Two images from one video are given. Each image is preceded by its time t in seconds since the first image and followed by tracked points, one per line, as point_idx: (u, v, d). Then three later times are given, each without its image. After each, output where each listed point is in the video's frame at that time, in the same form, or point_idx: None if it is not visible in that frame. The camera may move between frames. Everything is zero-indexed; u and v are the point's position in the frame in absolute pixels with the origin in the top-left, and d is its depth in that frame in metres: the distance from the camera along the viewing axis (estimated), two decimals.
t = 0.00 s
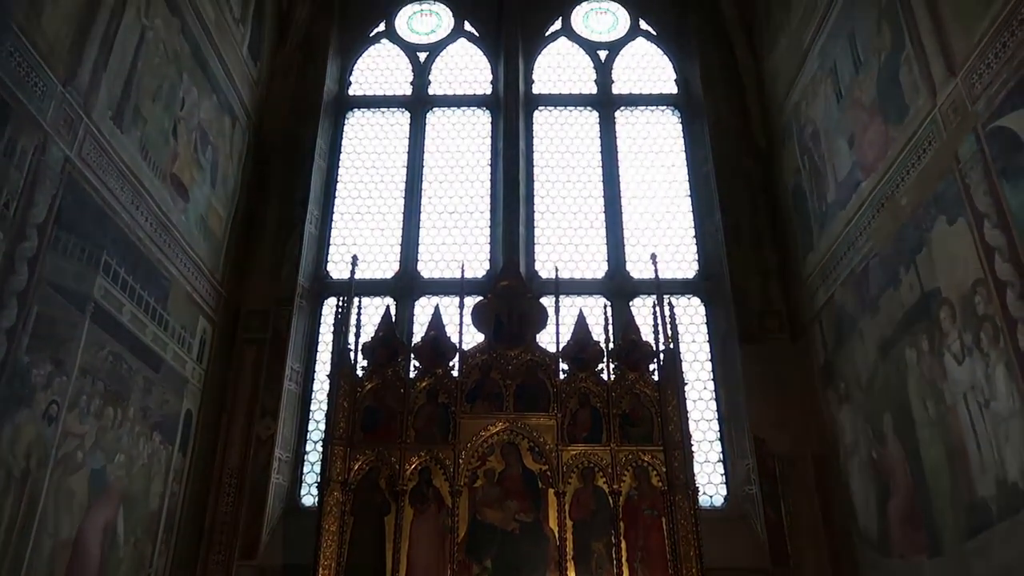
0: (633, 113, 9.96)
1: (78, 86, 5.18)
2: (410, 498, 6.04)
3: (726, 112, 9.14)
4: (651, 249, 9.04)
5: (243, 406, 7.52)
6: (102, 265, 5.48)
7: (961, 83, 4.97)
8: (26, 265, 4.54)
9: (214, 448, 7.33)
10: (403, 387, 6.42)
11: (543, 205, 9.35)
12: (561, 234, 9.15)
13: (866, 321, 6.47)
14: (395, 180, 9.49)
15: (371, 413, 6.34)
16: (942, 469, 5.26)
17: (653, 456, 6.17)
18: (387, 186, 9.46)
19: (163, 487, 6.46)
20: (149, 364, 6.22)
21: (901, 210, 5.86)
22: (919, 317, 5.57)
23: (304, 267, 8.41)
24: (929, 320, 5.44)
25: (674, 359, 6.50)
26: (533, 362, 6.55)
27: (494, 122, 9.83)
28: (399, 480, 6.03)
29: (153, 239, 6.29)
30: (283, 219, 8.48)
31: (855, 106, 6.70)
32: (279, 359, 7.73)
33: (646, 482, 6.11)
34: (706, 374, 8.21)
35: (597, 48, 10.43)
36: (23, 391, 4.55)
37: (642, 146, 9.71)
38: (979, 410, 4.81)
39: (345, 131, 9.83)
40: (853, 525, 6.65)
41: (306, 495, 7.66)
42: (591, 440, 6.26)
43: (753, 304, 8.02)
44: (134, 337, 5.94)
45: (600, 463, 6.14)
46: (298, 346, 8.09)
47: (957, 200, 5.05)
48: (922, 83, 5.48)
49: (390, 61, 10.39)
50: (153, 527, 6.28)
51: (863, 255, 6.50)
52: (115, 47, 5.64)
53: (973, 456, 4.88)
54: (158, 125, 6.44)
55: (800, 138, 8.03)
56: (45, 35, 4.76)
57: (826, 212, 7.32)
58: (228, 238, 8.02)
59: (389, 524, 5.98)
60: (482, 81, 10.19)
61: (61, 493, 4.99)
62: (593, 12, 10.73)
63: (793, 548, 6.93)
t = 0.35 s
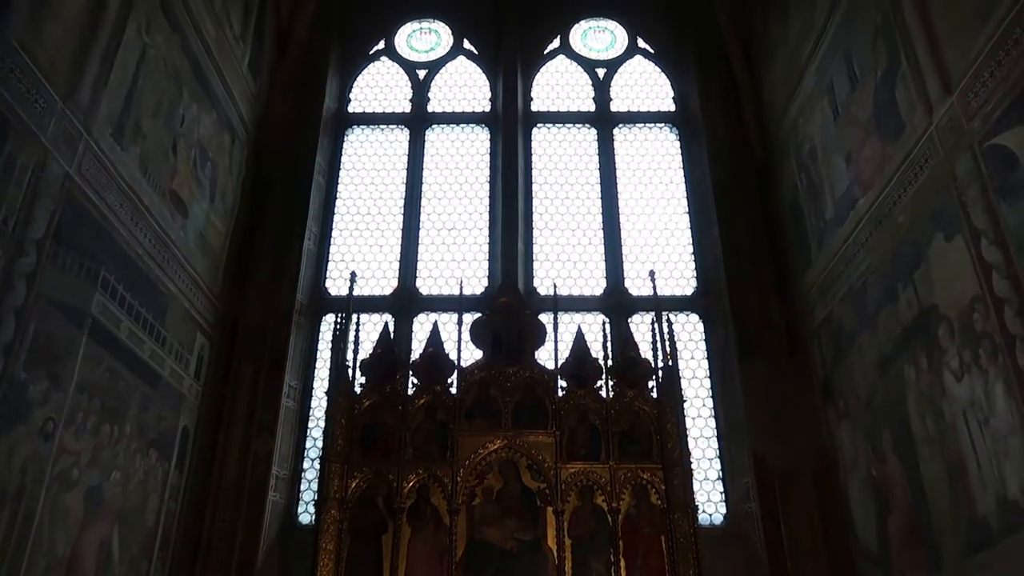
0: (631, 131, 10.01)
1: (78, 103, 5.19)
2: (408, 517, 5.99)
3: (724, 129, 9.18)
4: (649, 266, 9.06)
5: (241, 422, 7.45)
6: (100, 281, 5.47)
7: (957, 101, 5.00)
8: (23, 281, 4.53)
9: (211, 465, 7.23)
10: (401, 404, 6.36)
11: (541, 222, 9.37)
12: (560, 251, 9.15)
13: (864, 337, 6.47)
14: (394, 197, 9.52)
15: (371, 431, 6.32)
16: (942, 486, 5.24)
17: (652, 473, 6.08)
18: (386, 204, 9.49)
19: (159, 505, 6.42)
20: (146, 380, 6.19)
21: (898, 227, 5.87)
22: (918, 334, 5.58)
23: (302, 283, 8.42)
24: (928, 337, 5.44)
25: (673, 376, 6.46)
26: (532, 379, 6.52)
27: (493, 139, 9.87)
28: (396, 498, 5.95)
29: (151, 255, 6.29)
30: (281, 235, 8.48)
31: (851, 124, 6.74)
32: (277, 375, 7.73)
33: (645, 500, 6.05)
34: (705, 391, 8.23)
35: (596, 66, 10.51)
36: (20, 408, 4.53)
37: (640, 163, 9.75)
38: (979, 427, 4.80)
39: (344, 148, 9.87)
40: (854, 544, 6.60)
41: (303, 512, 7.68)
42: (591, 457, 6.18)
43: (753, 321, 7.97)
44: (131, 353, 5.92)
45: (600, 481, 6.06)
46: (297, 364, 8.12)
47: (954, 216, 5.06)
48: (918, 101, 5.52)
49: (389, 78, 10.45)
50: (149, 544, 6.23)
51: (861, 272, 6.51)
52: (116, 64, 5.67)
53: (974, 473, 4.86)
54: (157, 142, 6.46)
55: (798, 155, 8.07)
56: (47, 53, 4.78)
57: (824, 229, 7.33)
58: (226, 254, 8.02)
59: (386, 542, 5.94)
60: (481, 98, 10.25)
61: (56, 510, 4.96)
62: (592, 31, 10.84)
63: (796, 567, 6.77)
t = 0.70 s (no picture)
0: (629, 155, 10.07)
1: (80, 129, 5.22)
2: (406, 543, 5.99)
3: (721, 154, 9.23)
4: (648, 289, 9.05)
5: (238, 447, 7.38)
6: (98, 306, 5.46)
7: (953, 126, 5.04)
8: (22, 305, 4.52)
9: (207, 490, 7.16)
10: (399, 429, 6.30)
11: (540, 246, 9.38)
12: (558, 275, 9.16)
13: (864, 362, 6.45)
14: (393, 221, 9.55)
15: (370, 457, 6.27)
16: (945, 512, 5.19)
17: (652, 498, 6.00)
18: (385, 228, 9.51)
19: (154, 531, 6.36)
20: (144, 405, 6.16)
21: (896, 251, 5.88)
22: (918, 359, 5.57)
23: (301, 308, 8.41)
24: (928, 361, 5.43)
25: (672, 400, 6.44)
26: (531, 403, 6.48)
27: (492, 164, 9.92)
28: (394, 524, 5.83)
29: (150, 279, 6.28)
30: (280, 259, 8.49)
31: (848, 148, 6.79)
32: (275, 399, 7.67)
33: (644, 526, 5.99)
34: (705, 415, 8.19)
35: (594, 91, 10.59)
36: (16, 433, 4.50)
37: (638, 188, 9.80)
38: (981, 452, 4.77)
39: (343, 172, 9.92)
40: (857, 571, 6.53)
41: (300, 539, 7.60)
42: (590, 482, 6.19)
43: (752, 345, 7.96)
44: (129, 378, 5.90)
45: (599, 506, 5.98)
46: (295, 388, 8.11)
47: (952, 240, 5.07)
48: (914, 127, 5.56)
49: (389, 103, 10.53)
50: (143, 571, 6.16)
51: (860, 295, 6.51)
52: (118, 90, 5.70)
53: (976, 498, 4.82)
54: (158, 167, 6.49)
55: (797, 179, 8.11)
56: (49, 80, 4.82)
57: (823, 252, 7.35)
58: (224, 278, 8.02)
59: (385, 569, 5.88)
60: (480, 123, 10.32)
61: (50, 536, 4.90)
62: (590, 56, 10.95)
63: None
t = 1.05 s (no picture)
0: (627, 183, 10.13)
1: (82, 154, 5.24)
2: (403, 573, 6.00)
3: (720, 182, 9.28)
4: (647, 316, 9.06)
5: (235, 474, 7.33)
6: (97, 330, 5.45)
7: (949, 155, 5.08)
8: (20, 329, 4.50)
9: (203, 518, 7.08)
10: (397, 456, 6.25)
11: (539, 273, 9.40)
12: (557, 302, 9.17)
13: (865, 389, 6.44)
14: (392, 248, 9.58)
15: (365, 485, 6.21)
16: (949, 541, 5.15)
17: (652, 527, 5.93)
18: (385, 254, 9.54)
19: (149, 560, 6.27)
20: (140, 431, 6.12)
21: (894, 278, 5.90)
22: (918, 386, 5.55)
23: (299, 335, 8.46)
24: (928, 389, 5.42)
25: (672, 428, 6.41)
26: (531, 431, 6.44)
27: (491, 191, 9.97)
28: (391, 552, 5.75)
29: (150, 304, 6.29)
30: (280, 285, 8.49)
31: (844, 175, 6.85)
32: (273, 426, 7.65)
33: (644, 555, 5.85)
34: (705, 443, 8.17)
35: (593, 119, 10.70)
36: (12, 458, 4.46)
37: (637, 215, 9.85)
38: (983, 480, 4.75)
39: (343, 198, 9.97)
40: None
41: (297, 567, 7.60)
42: (589, 511, 6.09)
43: (752, 373, 7.95)
44: (127, 404, 5.88)
45: (599, 535, 5.87)
46: (292, 416, 8.07)
47: (950, 267, 5.09)
48: (911, 155, 5.60)
49: (390, 131, 10.62)
50: None
51: (859, 322, 6.52)
52: (121, 116, 5.75)
53: (980, 528, 4.78)
54: (160, 192, 6.52)
55: (794, 206, 8.16)
56: (53, 107, 4.86)
57: (821, 279, 7.37)
58: (224, 303, 8.02)
59: None
60: (480, 151, 10.40)
61: (44, 564, 4.84)
62: (589, 86, 11.13)
63: None
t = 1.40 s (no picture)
0: (621, 214, 10.19)
1: (77, 179, 5.24)
2: None
3: (715, 213, 9.30)
4: (640, 348, 9.06)
5: (223, 504, 7.23)
6: (87, 356, 5.41)
7: (939, 189, 5.14)
8: (10, 354, 4.46)
9: (188, 549, 6.92)
10: (387, 485, 6.21)
11: (532, 303, 9.40)
12: (550, 332, 9.16)
13: (858, 422, 6.43)
14: (386, 277, 9.58)
15: (354, 517, 6.08)
16: None
17: (644, 561, 5.85)
18: (378, 282, 9.54)
19: None
20: (128, 458, 6.05)
21: (886, 310, 5.93)
22: (911, 420, 5.55)
23: (291, 363, 8.44)
24: (920, 422, 5.42)
25: (664, 459, 6.37)
26: (523, 462, 6.39)
27: (485, 221, 10.01)
28: None
29: (141, 329, 6.25)
30: (273, 312, 8.46)
31: (837, 208, 6.91)
32: (262, 455, 7.61)
33: None
34: (698, 475, 8.12)
35: (587, 151, 10.79)
36: None
37: (630, 247, 9.89)
38: (976, 515, 4.73)
39: (337, 227, 9.99)
40: None
41: None
42: (580, 545, 6.00)
43: (744, 404, 7.93)
44: (115, 433, 5.82)
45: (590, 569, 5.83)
46: (281, 444, 8.02)
47: (941, 300, 5.12)
48: (902, 189, 5.66)
49: (385, 160, 10.68)
50: None
51: (852, 353, 6.53)
52: (117, 142, 5.76)
53: (973, 564, 4.75)
54: (154, 218, 6.52)
55: (787, 239, 8.21)
56: (50, 131, 4.87)
57: (814, 311, 7.39)
58: (215, 330, 7.97)
59: None
60: (474, 181, 10.47)
61: None
62: (583, 117, 11.25)
63: None
